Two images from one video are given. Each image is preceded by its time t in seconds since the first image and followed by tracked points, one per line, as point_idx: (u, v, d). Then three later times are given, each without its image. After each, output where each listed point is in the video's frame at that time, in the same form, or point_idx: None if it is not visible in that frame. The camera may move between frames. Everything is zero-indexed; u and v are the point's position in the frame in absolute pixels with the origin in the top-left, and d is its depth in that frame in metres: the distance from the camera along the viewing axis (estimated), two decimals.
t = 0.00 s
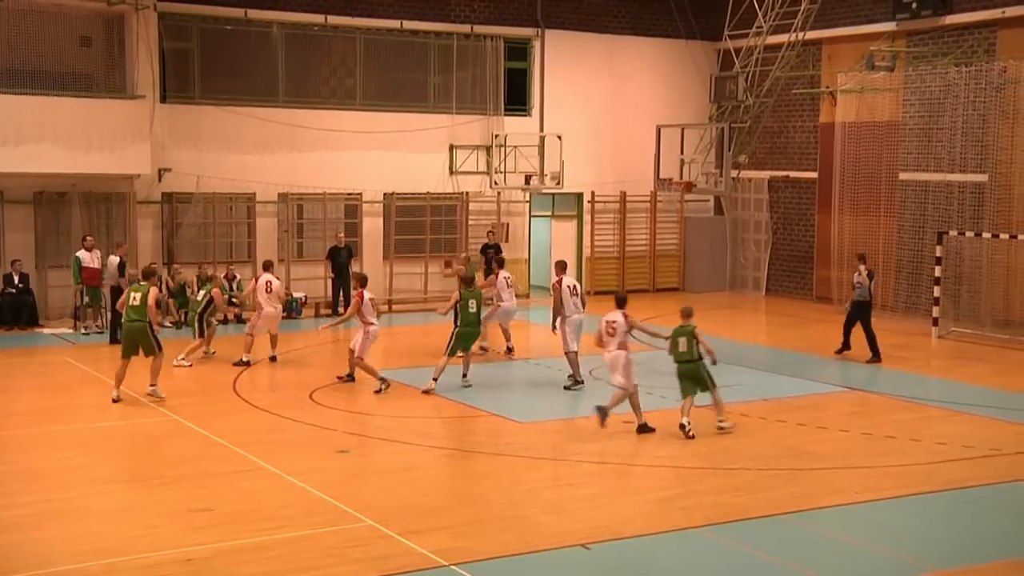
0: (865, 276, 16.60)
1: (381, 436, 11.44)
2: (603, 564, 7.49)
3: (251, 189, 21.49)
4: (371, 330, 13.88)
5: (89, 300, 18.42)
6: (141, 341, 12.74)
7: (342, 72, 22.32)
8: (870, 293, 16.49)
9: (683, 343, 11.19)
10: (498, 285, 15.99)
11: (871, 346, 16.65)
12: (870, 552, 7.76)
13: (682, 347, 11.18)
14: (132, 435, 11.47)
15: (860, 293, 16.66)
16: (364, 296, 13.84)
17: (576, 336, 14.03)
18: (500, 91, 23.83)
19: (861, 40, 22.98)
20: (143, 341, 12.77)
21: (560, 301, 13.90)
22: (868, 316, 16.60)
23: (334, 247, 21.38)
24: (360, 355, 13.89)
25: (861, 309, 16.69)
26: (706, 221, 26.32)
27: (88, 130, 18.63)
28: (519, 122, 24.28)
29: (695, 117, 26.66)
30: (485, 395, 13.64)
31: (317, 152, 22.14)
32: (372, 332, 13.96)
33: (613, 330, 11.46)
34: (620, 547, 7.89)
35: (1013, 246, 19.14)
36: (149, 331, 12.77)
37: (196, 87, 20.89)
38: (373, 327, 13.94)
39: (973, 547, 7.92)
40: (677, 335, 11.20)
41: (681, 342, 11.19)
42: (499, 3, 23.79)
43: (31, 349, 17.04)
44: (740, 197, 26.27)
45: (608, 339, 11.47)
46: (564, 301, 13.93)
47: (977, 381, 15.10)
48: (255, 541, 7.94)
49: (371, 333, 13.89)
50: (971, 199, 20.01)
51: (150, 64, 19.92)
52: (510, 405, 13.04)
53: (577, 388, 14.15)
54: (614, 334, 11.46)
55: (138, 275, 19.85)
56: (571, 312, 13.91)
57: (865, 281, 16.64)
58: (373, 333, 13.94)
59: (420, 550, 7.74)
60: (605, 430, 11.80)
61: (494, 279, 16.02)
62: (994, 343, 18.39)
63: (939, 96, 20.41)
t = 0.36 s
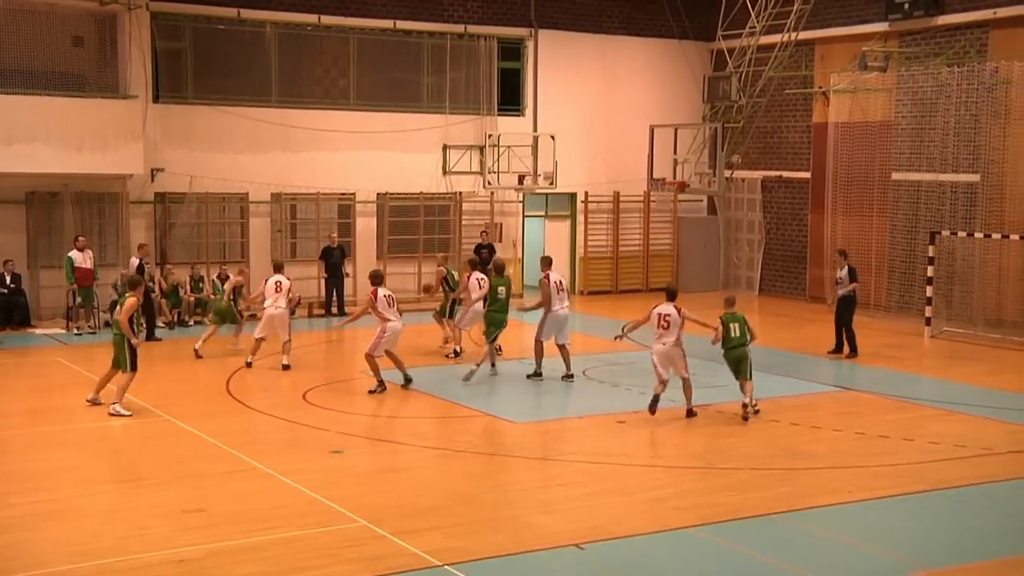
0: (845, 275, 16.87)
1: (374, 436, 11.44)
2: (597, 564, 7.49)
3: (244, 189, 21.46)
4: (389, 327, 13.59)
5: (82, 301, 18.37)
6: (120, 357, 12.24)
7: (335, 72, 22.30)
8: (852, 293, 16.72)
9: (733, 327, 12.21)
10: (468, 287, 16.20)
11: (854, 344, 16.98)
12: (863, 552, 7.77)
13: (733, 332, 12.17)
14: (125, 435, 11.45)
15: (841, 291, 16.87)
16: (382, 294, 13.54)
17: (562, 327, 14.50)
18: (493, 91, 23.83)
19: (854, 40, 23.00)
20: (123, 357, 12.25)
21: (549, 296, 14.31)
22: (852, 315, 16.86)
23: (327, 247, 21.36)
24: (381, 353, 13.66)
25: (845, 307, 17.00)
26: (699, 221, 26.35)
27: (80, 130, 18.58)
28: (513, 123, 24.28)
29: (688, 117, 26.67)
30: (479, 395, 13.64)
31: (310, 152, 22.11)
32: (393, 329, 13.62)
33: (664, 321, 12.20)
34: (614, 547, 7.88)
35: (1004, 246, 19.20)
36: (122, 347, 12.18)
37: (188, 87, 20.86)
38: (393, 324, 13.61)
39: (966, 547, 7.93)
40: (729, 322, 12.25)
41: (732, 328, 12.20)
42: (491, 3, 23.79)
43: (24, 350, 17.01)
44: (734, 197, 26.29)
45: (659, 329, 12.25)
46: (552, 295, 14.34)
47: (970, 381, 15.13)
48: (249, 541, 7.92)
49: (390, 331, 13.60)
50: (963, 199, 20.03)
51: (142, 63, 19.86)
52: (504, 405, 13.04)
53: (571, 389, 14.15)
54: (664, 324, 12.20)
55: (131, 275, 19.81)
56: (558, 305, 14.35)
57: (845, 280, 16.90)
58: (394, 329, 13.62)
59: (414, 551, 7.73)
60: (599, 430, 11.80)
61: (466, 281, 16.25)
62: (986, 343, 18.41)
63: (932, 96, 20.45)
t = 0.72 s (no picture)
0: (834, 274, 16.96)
1: (364, 436, 11.44)
2: (587, 564, 7.49)
3: (234, 189, 21.42)
4: (396, 336, 13.14)
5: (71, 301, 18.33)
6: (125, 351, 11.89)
7: (325, 72, 22.28)
8: (839, 292, 16.83)
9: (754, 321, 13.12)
10: (456, 284, 16.24)
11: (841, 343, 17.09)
12: (852, 552, 7.79)
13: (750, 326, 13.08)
14: (115, 435, 11.43)
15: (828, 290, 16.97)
16: (391, 302, 13.20)
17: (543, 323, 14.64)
18: (483, 91, 23.83)
19: (844, 41, 23.05)
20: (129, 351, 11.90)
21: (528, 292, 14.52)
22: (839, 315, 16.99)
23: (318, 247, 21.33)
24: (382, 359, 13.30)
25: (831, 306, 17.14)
26: (689, 221, 26.39)
27: (68, 130, 18.53)
28: (503, 123, 24.28)
29: (678, 117, 26.69)
30: (469, 396, 13.65)
31: (300, 152, 22.08)
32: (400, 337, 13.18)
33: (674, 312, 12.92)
34: (603, 548, 7.89)
35: (993, 246, 19.30)
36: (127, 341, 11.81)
37: (178, 86, 20.82)
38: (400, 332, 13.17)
39: (955, 546, 7.95)
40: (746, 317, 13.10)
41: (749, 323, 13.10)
42: (482, 3, 23.79)
43: (13, 350, 16.97)
44: (724, 197, 26.33)
45: (670, 320, 12.93)
46: (531, 292, 14.54)
47: (958, 380, 15.17)
48: (238, 542, 7.92)
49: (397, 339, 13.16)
50: (952, 199, 20.13)
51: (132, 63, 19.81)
52: (495, 405, 13.05)
53: (561, 389, 14.17)
54: (673, 316, 12.90)
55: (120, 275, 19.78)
56: (538, 302, 14.55)
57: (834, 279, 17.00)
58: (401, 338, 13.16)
59: (403, 551, 7.73)
60: (589, 430, 11.80)
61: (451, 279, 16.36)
62: (975, 343, 18.47)
63: (921, 97, 20.52)
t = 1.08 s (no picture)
0: (826, 273, 17.00)
1: (357, 436, 11.43)
2: (579, 564, 7.49)
3: (227, 189, 21.40)
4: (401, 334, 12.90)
5: (64, 302, 18.30)
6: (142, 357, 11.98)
7: (319, 72, 22.26)
8: (830, 292, 16.89)
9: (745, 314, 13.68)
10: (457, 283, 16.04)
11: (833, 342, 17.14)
12: (846, 552, 7.79)
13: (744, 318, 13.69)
14: (107, 436, 11.42)
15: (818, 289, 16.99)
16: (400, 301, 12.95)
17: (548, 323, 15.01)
18: (477, 91, 23.82)
19: (837, 41, 23.07)
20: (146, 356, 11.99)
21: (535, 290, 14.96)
22: (830, 314, 17.05)
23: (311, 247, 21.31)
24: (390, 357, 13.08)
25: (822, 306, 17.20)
26: (682, 221, 26.39)
27: (61, 130, 18.48)
28: (496, 123, 24.27)
29: (672, 117, 26.70)
30: (461, 396, 13.65)
31: (293, 152, 22.06)
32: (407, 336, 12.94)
33: (673, 305, 13.70)
34: (597, 548, 7.89)
35: (986, 246, 19.36)
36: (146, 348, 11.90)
37: (171, 86, 20.79)
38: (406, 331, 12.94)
39: (948, 546, 7.96)
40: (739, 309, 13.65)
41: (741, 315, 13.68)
42: (475, 3, 23.79)
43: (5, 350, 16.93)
44: (717, 197, 26.36)
45: (670, 312, 13.71)
46: (536, 291, 15.02)
47: (951, 380, 15.21)
48: (231, 542, 7.91)
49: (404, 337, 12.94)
50: (945, 199, 20.17)
51: (125, 64, 19.80)
52: (488, 405, 13.04)
53: (554, 389, 14.17)
54: (674, 309, 13.66)
55: (113, 275, 19.74)
56: (543, 301, 14.97)
57: (825, 278, 17.03)
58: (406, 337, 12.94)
59: (397, 551, 7.72)
60: (583, 430, 11.81)
61: (451, 279, 16.25)
62: (968, 343, 18.50)
63: (914, 97, 20.55)
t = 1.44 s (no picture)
0: (819, 273, 17.00)
1: (353, 436, 11.44)
2: (575, 564, 7.50)
3: (222, 190, 21.39)
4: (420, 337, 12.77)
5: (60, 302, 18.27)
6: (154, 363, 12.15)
7: (314, 72, 22.25)
8: (824, 292, 16.92)
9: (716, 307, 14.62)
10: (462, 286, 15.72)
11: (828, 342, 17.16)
12: (842, 552, 7.81)
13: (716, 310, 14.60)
14: (103, 436, 11.41)
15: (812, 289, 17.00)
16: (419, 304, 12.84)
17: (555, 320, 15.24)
18: (473, 91, 23.82)
19: (833, 41, 23.08)
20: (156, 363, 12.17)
21: (539, 289, 15.16)
22: (824, 314, 17.08)
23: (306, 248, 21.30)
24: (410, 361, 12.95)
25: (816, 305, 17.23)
26: (678, 221, 26.39)
27: (57, 130, 18.46)
28: (492, 123, 24.27)
29: (667, 117, 26.71)
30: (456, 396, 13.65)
31: (289, 152, 22.04)
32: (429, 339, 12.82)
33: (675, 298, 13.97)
34: (593, 548, 7.90)
35: (981, 246, 19.40)
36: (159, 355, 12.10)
37: (166, 86, 20.77)
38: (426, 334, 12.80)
39: (943, 546, 7.97)
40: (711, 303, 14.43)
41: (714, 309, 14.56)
42: (470, 3, 23.79)
43: None
44: (712, 197, 26.39)
45: (671, 304, 14.01)
46: (541, 290, 15.20)
47: (946, 380, 15.23)
48: (227, 542, 7.90)
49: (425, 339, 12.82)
50: (940, 199, 20.21)
51: (120, 63, 19.77)
52: (483, 405, 13.05)
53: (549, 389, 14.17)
54: (676, 301, 13.97)
55: (108, 275, 19.72)
56: (546, 300, 15.16)
57: (819, 278, 17.04)
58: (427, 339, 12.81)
59: (393, 551, 7.72)
60: (579, 430, 11.81)
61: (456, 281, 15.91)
62: (963, 343, 18.53)
63: (909, 97, 20.59)
